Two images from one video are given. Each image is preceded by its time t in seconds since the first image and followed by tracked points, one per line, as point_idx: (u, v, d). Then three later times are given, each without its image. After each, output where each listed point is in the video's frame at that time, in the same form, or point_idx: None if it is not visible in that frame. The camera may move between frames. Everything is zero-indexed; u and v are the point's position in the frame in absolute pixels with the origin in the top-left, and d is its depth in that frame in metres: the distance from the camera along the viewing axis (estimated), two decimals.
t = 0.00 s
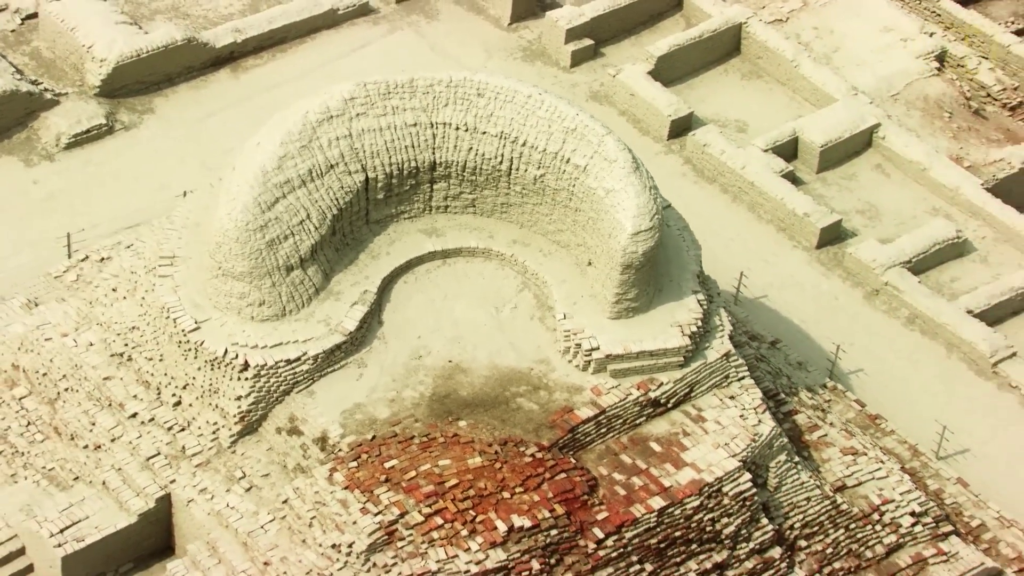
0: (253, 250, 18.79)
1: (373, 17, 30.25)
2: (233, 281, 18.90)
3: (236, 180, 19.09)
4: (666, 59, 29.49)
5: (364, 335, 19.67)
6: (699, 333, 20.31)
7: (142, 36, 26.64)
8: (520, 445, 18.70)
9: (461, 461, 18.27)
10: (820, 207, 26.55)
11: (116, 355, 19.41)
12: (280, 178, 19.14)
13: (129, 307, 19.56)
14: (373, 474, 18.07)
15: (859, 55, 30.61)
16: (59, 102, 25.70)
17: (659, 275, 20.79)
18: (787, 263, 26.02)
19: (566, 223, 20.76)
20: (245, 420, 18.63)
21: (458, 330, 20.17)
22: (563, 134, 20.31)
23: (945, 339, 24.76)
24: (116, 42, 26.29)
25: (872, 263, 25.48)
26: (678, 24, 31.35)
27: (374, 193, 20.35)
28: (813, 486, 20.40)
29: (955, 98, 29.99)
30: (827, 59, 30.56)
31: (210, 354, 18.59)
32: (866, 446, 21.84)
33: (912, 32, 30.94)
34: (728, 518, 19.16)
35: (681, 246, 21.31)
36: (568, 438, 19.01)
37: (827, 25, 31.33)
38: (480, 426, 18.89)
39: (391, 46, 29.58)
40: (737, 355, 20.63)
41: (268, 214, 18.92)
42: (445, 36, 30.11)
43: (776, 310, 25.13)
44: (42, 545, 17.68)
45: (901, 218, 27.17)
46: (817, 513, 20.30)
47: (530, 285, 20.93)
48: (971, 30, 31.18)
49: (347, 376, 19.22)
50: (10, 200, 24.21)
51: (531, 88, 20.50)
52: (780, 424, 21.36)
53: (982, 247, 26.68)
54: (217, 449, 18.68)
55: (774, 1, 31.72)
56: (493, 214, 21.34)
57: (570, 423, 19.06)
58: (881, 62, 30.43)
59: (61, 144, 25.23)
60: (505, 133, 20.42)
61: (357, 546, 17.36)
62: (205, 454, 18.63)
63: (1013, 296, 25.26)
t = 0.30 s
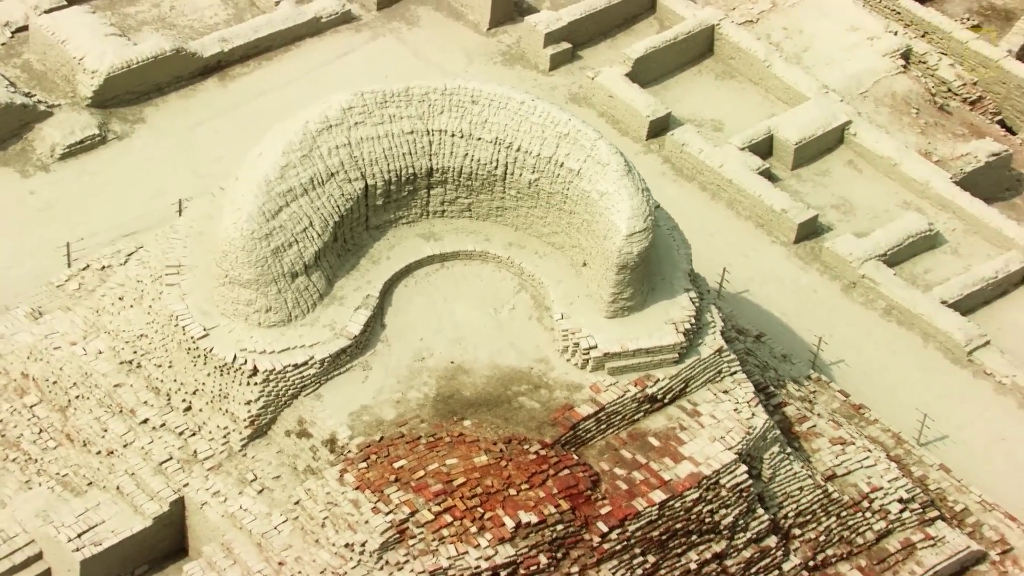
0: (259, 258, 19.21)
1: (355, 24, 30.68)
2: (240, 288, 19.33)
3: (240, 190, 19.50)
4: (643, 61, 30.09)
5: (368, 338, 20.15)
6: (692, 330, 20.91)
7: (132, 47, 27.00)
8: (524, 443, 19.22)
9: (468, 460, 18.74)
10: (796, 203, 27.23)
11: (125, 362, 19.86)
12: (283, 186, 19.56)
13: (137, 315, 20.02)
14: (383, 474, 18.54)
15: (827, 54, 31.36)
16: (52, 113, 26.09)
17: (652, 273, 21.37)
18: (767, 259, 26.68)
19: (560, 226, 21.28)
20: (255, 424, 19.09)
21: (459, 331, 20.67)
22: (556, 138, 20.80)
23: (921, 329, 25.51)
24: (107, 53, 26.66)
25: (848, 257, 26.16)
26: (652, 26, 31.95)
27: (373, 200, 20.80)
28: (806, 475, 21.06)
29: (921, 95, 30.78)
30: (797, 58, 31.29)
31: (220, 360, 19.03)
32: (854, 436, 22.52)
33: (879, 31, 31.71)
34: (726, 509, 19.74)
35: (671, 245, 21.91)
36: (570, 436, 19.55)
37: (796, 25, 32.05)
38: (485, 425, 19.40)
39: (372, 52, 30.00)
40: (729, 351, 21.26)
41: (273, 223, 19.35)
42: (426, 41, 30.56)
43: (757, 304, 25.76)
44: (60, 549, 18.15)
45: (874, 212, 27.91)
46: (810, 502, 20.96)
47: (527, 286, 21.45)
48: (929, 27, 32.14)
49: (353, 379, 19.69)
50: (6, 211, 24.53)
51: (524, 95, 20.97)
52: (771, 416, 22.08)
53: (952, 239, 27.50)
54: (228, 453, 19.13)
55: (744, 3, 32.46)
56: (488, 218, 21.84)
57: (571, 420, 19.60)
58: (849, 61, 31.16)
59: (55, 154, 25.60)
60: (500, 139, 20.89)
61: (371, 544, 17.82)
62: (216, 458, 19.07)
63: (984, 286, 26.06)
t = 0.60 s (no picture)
0: (264, 266, 19.64)
1: (337, 32, 31.06)
2: (247, 296, 19.76)
3: (243, 200, 19.88)
4: (620, 64, 30.66)
5: (371, 342, 20.63)
6: (685, 327, 21.53)
7: (120, 59, 27.32)
8: (528, 441, 19.75)
9: (474, 459, 19.23)
10: (773, 199, 27.91)
11: (133, 370, 20.37)
12: (286, 196, 19.96)
13: (144, 324, 20.52)
14: (391, 475, 19.01)
15: (797, 53, 32.08)
16: (45, 126, 26.46)
17: (644, 273, 21.94)
18: (747, 254, 27.33)
19: (554, 229, 21.78)
20: (264, 429, 19.58)
21: (459, 334, 21.18)
22: (548, 144, 21.26)
23: (898, 320, 26.22)
24: (96, 66, 27.00)
25: (825, 251, 26.85)
26: (626, 29, 32.50)
27: (372, 207, 21.23)
28: (797, 467, 21.72)
29: (888, 92, 31.52)
30: (767, 58, 31.98)
31: (228, 367, 19.52)
32: (841, 427, 23.20)
33: (845, 30, 32.49)
34: (723, 501, 20.36)
35: (662, 245, 22.48)
36: (571, 433, 20.10)
37: (766, 25, 32.80)
38: (488, 424, 19.92)
39: (355, 59, 30.38)
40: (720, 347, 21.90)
41: (277, 232, 19.76)
42: (407, 47, 30.98)
43: (740, 299, 26.41)
44: (77, 554, 18.59)
45: (848, 208, 28.61)
46: (802, 492, 21.63)
47: (523, 288, 21.98)
48: (890, 25, 32.99)
49: (358, 383, 20.20)
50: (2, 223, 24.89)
51: (516, 101, 21.41)
52: (762, 409, 22.76)
53: (924, 232, 28.22)
54: (239, 457, 19.65)
55: (714, 5, 33.33)
56: (483, 222, 22.30)
57: (571, 418, 20.15)
58: (818, 61, 31.86)
59: (50, 166, 25.96)
60: (494, 146, 21.33)
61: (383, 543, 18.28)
62: (227, 462, 19.59)
63: (956, 277, 26.77)
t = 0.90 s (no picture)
0: (269, 274, 20.07)
1: (319, 39, 31.38)
2: (253, 303, 20.19)
3: (246, 209, 20.31)
4: (596, 65, 31.22)
5: (374, 345, 21.12)
6: (678, 324, 22.13)
7: (109, 70, 27.66)
8: (531, 438, 20.29)
9: (479, 458, 19.76)
10: (749, 195, 28.58)
11: (141, 377, 20.86)
12: (287, 204, 20.37)
13: (151, 332, 21.01)
14: (400, 474, 19.53)
15: (765, 53, 32.78)
16: (38, 137, 26.79)
17: (636, 272, 22.50)
18: (726, 249, 28.00)
19: (548, 231, 22.30)
20: (273, 432, 20.05)
21: (458, 335, 21.69)
22: (541, 148, 21.78)
23: (874, 311, 26.96)
24: (86, 77, 27.36)
25: (802, 245, 27.56)
26: (600, 31, 33.03)
27: (370, 213, 21.67)
28: (788, 456, 22.38)
29: (854, 88, 32.26)
30: (737, 58, 32.66)
31: (237, 372, 19.96)
32: (828, 416, 23.88)
33: (811, 29, 33.23)
34: (720, 492, 20.99)
35: (652, 245, 23.06)
36: (571, 430, 20.66)
37: (735, 25, 33.48)
38: (491, 423, 20.44)
39: (337, 65, 30.75)
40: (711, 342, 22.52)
41: (280, 240, 20.19)
42: (387, 53, 31.38)
43: (721, 293, 27.07)
44: (94, 559, 18.98)
45: (821, 202, 29.34)
46: (794, 481, 22.28)
47: (519, 289, 22.49)
48: (850, 22, 33.71)
49: (363, 385, 20.69)
50: None
51: (508, 108, 21.93)
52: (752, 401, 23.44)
53: (895, 223, 28.99)
54: (249, 460, 20.12)
55: (684, 6, 33.97)
56: (478, 226, 22.78)
57: (571, 416, 20.71)
58: (786, 59, 32.60)
59: (43, 176, 26.29)
60: (488, 151, 21.83)
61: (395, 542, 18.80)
62: (237, 465, 20.06)
63: (927, 267, 27.53)
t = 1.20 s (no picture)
0: (274, 281, 20.50)
1: (301, 46, 31.70)
2: (258, 309, 20.62)
3: (249, 218, 20.73)
4: (574, 67, 31.74)
5: (376, 348, 21.60)
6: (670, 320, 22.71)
7: (98, 81, 27.95)
8: (533, 436, 20.80)
9: (484, 456, 20.25)
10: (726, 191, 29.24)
11: (149, 384, 21.35)
12: (289, 212, 20.80)
13: (157, 339, 21.50)
14: (407, 474, 20.03)
15: (736, 52, 33.42)
16: (30, 149, 27.04)
17: (628, 270, 23.05)
18: (705, 244, 28.61)
19: (542, 232, 22.80)
20: (281, 435, 20.62)
21: (458, 336, 22.20)
22: (533, 152, 22.29)
23: (850, 301, 27.67)
24: (76, 88, 27.64)
25: (780, 239, 28.25)
26: (575, 34, 33.56)
27: (369, 219, 22.11)
28: (779, 446, 23.05)
29: (823, 85, 33.01)
30: (710, 58, 33.26)
31: (244, 377, 20.45)
32: (815, 406, 24.53)
33: (778, 28, 33.96)
34: (716, 483, 21.59)
35: (642, 243, 23.61)
36: (571, 426, 21.21)
37: (705, 25, 34.08)
38: (494, 421, 20.96)
39: (321, 71, 31.10)
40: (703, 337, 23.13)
41: (283, 247, 20.61)
42: (369, 57, 31.75)
43: (704, 287, 27.71)
44: (111, 563, 19.68)
45: (795, 196, 30.06)
46: (786, 470, 22.94)
47: (515, 289, 22.99)
48: (812, 19, 34.26)
49: (366, 387, 21.18)
50: None
51: (500, 113, 22.43)
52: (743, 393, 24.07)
53: (867, 216, 29.71)
54: (258, 462, 20.69)
55: (656, 7, 34.58)
56: (473, 228, 23.25)
57: (571, 412, 21.26)
58: (755, 58, 33.28)
59: (38, 187, 26.56)
60: (482, 155, 22.31)
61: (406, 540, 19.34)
62: (247, 468, 20.64)
63: (900, 257, 28.28)
